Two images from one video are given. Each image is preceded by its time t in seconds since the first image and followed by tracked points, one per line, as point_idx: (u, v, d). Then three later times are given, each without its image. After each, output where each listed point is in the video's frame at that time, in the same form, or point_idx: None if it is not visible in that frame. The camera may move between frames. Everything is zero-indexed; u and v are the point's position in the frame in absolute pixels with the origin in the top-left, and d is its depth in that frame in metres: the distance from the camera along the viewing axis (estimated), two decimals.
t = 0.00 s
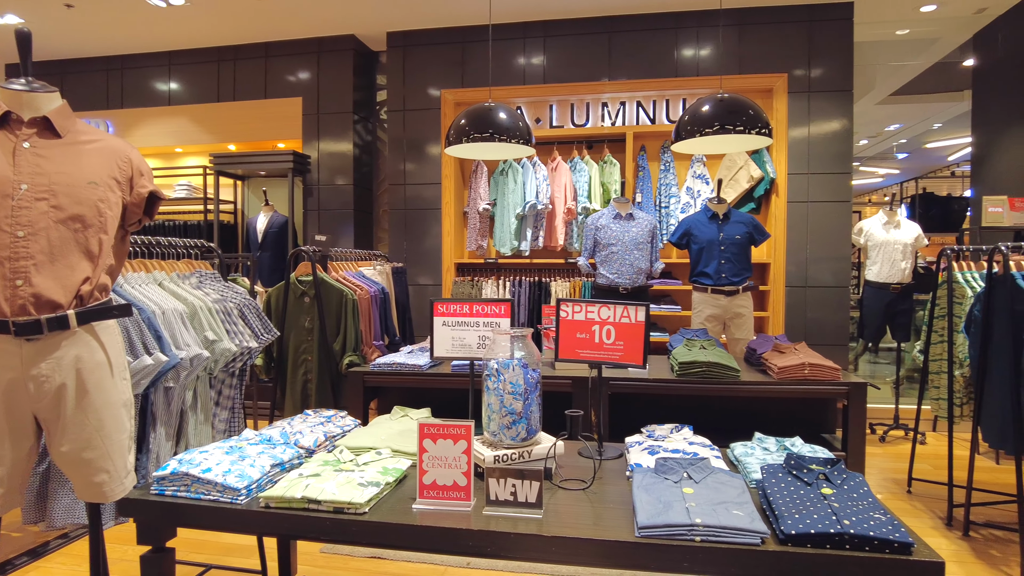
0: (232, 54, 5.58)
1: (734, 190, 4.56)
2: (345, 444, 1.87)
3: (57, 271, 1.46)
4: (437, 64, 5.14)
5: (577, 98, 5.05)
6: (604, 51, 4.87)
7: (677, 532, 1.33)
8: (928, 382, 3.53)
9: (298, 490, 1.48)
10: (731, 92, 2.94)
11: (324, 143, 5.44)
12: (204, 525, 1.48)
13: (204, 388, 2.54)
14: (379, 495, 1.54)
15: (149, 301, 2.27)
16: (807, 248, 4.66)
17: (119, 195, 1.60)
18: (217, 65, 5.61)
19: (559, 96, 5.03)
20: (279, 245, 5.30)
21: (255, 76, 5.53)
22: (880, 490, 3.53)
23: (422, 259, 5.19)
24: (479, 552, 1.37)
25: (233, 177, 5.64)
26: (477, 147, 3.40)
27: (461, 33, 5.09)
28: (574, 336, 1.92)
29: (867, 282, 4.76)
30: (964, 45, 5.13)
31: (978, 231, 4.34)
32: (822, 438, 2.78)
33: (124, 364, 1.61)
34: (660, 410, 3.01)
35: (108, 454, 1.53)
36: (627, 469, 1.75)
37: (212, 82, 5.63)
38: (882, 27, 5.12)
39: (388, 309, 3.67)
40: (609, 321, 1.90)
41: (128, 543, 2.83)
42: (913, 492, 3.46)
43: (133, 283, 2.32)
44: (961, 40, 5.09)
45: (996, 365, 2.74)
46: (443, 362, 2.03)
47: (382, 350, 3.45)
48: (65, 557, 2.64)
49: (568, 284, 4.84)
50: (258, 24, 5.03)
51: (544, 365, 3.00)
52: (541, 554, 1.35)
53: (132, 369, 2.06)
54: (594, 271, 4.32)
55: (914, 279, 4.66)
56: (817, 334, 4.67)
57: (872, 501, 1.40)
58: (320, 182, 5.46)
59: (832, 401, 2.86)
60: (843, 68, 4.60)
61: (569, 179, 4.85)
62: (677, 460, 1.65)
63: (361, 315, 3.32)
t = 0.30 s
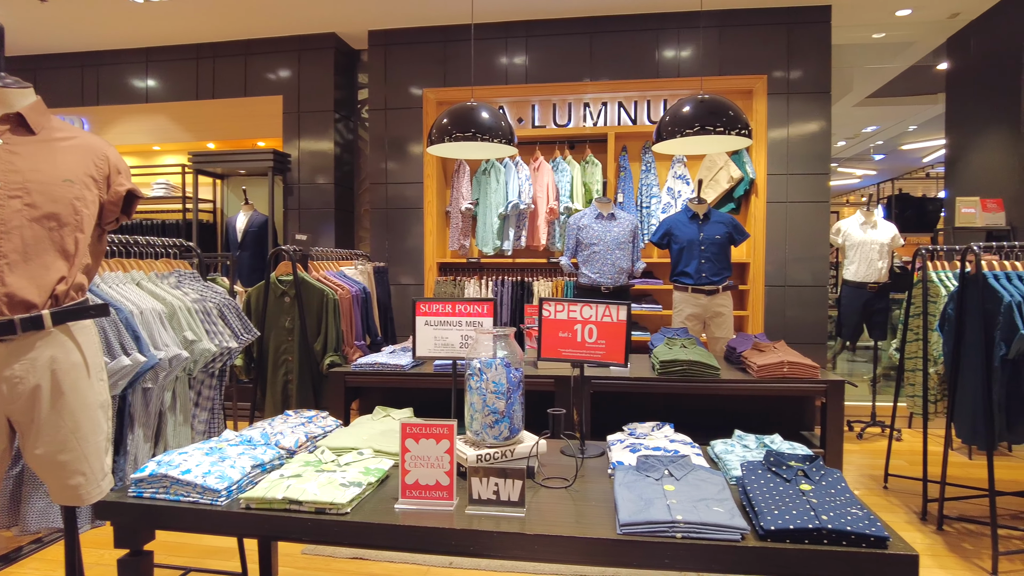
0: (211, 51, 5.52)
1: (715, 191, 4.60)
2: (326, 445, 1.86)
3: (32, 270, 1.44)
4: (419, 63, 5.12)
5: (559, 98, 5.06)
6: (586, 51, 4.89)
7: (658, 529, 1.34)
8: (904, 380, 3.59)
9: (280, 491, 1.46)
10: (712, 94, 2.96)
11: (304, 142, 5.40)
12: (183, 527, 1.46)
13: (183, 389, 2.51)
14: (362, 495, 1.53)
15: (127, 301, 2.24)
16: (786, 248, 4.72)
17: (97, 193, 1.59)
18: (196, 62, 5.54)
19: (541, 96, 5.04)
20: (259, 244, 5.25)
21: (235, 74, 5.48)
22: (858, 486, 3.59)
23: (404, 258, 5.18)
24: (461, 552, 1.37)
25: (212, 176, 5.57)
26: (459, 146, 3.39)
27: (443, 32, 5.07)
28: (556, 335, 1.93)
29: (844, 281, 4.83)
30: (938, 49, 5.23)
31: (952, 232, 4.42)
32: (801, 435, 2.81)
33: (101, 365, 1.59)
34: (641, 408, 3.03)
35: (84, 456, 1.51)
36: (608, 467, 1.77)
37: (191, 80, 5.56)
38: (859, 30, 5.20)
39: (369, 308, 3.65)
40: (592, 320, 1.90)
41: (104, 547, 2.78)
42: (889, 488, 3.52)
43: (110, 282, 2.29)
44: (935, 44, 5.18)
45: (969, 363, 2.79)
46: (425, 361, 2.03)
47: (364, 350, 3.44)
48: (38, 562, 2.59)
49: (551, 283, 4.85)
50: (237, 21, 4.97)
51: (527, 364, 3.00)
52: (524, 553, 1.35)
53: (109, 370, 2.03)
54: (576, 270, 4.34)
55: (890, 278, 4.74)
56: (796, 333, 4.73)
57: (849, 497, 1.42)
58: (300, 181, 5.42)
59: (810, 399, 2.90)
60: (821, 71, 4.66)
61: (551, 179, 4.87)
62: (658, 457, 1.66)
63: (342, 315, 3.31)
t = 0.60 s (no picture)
0: (186, 48, 5.45)
1: (692, 191, 4.65)
2: (304, 445, 1.85)
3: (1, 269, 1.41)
4: (399, 61, 5.10)
5: (538, 98, 5.07)
6: (565, 52, 4.91)
7: (636, 525, 1.35)
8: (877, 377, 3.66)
9: (257, 491, 1.45)
10: (689, 95, 2.99)
11: (283, 141, 5.36)
12: (159, 530, 1.44)
13: (158, 390, 2.48)
14: (340, 496, 1.53)
15: (100, 300, 2.20)
16: (762, 248, 4.78)
17: (68, 191, 1.56)
18: (171, 59, 5.47)
19: (521, 96, 5.05)
20: (236, 244, 5.20)
21: (211, 71, 5.41)
22: (833, 482, 3.65)
23: (384, 258, 5.15)
24: (440, 550, 1.37)
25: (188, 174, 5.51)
26: (439, 146, 3.39)
27: (423, 31, 5.06)
28: (535, 335, 1.93)
29: (820, 281, 4.90)
30: (910, 53, 5.34)
31: (924, 232, 4.50)
32: (777, 432, 2.85)
33: (73, 366, 1.58)
34: (620, 406, 3.06)
35: (56, 458, 1.49)
36: (587, 465, 1.78)
37: (166, 77, 5.49)
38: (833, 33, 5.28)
39: (348, 308, 3.63)
40: (570, 319, 1.91)
41: (77, 552, 2.74)
42: (863, 484, 3.58)
43: (82, 282, 2.25)
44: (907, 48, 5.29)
45: (939, 360, 2.85)
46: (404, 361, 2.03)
47: (343, 350, 3.42)
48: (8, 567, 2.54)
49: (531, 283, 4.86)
50: (213, 17, 4.92)
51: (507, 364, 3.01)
52: (503, 551, 1.36)
53: (82, 371, 2.00)
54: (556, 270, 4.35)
55: (865, 278, 4.82)
56: (773, 331, 4.80)
57: (823, 492, 1.45)
58: (278, 180, 5.37)
59: (785, 396, 2.94)
60: (796, 73, 4.73)
61: (531, 179, 4.88)
62: (636, 455, 1.68)
63: (321, 315, 3.28)
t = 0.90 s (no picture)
0: (161, 45, 5.37)
1: (671, 191, 4.69)
2: (282, 446, 1.83)
3: None
4: (378, 60, 5.07)
5: (518, 98, 5.08)
6: (545, 53, 4.92)
7: (615, 523, 1.36)
8: (852, 375, 3.72)
9: (235, 493, 1.43)
10: (668, 96, 3.02)
11: (260, 139, 5.31)
12: (134, 533, 1.42)
13: (133, 391, 2.44)
14: (319, 497, 1.51)
15: (72, 300, 2.16)
16: (740, 248, 4.84)
17: (40, 189, 1.54)
18: (145, 55, 5.38)
19: (501, 95, 5.05)
20: (212, 243, 5.14)
21: (187, 68, 5.34)
22: (809, 479, 3.70)
23: (364, 258, 5.12)
24: (420, 551, 1.37)
25: (163, 172, 5.42)
26: (419, 146, 3.38)
27: (403, 30, 5.04)
28: (516, 334, 1.94)
29: (796, 280, 4.96)
30: (883, 57, 5.44)
31: (897, 232, 4.58)
32: (754, 430, 2.89)
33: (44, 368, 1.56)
34: (600, 405, 3.07)
35: (26, 462, 1.47)
36: (566, 463, 1.79)
37: (141, 73, 5.40)
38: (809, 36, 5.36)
39: (327, 309, 3.61)
40: (550, 319, 1.92)
41: (49, 558, 2.69)
42: (838, 480, 3.64)
43: (54, 282, 2.20)
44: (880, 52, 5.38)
45: (912, 358, 2.90)
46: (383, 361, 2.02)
47: (321, 351, 3.38)
48: None
49: (511, 283, 4.86)
50: (188, 14, 4.85)
51: (486, 364, 3.01)
52: (482, 550, 1.36)
53: (54, 372, 1.95)
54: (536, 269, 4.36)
55: (840, 277, 4.89)
56: (750, 330, 4.85)
57: (798, 489, 1.47)
58: (255, 179, 5.32)
59: (762, 395, 2.98)
60: (773, 75, 4.79)
61: (512, 179, 4.90)
62: (615, 453, 1.69)
63: (299, 316, 3.26)
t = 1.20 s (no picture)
0: (141, 41, 5.29)
1: (655, 192, 4.72)
2: (264, 448, 1.81)
3: None
4: (362, 59, 5.04)
5: (503, 98, 5.07)
6: (530, 53, 4.92)
7: (600, 523, 1.36)
8: (833, 374, 3.75)
9: (216, 496, 1.42)
10: (652, 97, 3.03)
11: (242, 137, 5.26)
12: (113, 538, 1.40)
13: (113, 393, 2.40)
14: (302, 499, 1.50)
15: (49, 301, 2.12)
16: (723, 248, 4.87)
17: (16, 187, 1.52)
18: (125, 52, 5.31)
19: (486, 95, 5.04)
20: (193, 242, 5.10)
21: (168, 65, 5.27)
22: (792, 477, 3.74)
23: (348, 257, 5.09)
24: (405, 552, 1.36)
25: (143, 171, 5.36)
26: (403, 144, 3.37)
27: (387, 29, 5.02)
28: (501, 334, 1.93)
29: (779, 280, 5.00)
30: (864, 60, 5.50)
31: (877, 232, 4.64)
32: (738, 428, 2.91)
33: (20, 371, 1.57)
34: (585, 405, 3.08)
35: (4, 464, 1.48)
36: (552, 463, 1.79)
37: (120, 70, 5.33)
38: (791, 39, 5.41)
39: (310, 309, 3.58)
40: (536, 319, 1.92)
41: (26, 563, 2.64)
42: (821, 478, 3.68)
43: (31, 281, 2.16)
44: (861, 55, 5.44)
45: (892, 357, 2.94)
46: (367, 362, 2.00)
47: (304, 351, 3.35)
48: None
49: (496, 282, 4.85)
50: (169, 10, 4.79)
51: (472, 364, 3.00)
52: (467, 551, 1.35)
53: (30, 374, 1.92)
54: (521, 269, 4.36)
55: (822, 277, 4.94)
56: (733, 329, 4.89)
57: (782, 487, 1.48)
58: (238, 178, 5.27)
59: (745, 394, 3.00)
60: (756, 76, 4.83)
61: (497, 178, 4.89)
62: (600, 453, 1.69)
63: (282, 316, 3.23)
